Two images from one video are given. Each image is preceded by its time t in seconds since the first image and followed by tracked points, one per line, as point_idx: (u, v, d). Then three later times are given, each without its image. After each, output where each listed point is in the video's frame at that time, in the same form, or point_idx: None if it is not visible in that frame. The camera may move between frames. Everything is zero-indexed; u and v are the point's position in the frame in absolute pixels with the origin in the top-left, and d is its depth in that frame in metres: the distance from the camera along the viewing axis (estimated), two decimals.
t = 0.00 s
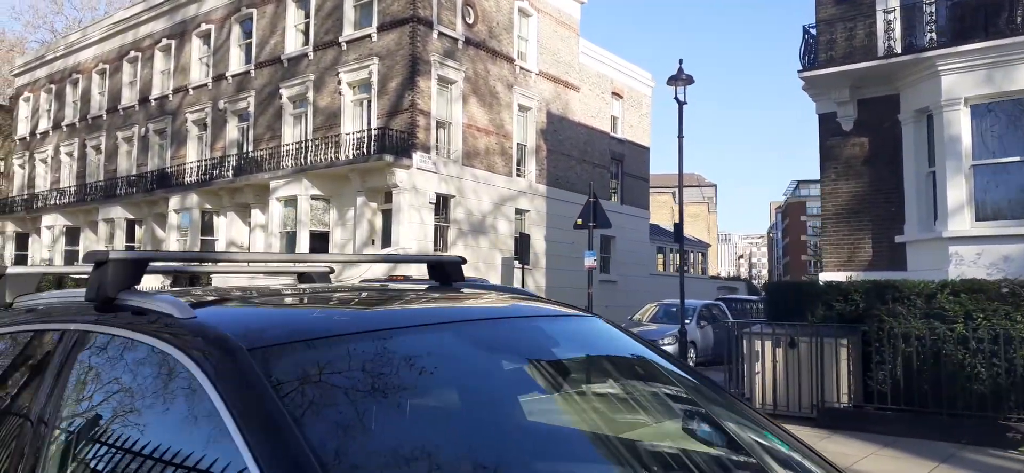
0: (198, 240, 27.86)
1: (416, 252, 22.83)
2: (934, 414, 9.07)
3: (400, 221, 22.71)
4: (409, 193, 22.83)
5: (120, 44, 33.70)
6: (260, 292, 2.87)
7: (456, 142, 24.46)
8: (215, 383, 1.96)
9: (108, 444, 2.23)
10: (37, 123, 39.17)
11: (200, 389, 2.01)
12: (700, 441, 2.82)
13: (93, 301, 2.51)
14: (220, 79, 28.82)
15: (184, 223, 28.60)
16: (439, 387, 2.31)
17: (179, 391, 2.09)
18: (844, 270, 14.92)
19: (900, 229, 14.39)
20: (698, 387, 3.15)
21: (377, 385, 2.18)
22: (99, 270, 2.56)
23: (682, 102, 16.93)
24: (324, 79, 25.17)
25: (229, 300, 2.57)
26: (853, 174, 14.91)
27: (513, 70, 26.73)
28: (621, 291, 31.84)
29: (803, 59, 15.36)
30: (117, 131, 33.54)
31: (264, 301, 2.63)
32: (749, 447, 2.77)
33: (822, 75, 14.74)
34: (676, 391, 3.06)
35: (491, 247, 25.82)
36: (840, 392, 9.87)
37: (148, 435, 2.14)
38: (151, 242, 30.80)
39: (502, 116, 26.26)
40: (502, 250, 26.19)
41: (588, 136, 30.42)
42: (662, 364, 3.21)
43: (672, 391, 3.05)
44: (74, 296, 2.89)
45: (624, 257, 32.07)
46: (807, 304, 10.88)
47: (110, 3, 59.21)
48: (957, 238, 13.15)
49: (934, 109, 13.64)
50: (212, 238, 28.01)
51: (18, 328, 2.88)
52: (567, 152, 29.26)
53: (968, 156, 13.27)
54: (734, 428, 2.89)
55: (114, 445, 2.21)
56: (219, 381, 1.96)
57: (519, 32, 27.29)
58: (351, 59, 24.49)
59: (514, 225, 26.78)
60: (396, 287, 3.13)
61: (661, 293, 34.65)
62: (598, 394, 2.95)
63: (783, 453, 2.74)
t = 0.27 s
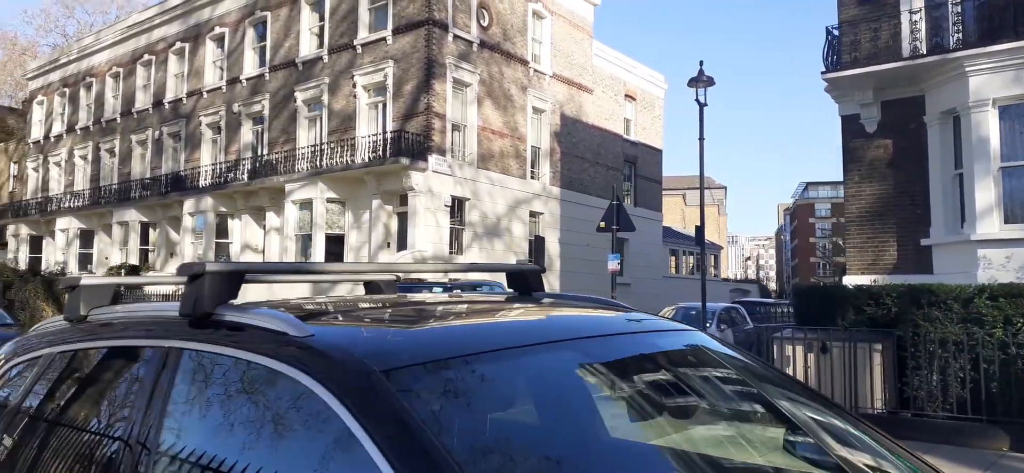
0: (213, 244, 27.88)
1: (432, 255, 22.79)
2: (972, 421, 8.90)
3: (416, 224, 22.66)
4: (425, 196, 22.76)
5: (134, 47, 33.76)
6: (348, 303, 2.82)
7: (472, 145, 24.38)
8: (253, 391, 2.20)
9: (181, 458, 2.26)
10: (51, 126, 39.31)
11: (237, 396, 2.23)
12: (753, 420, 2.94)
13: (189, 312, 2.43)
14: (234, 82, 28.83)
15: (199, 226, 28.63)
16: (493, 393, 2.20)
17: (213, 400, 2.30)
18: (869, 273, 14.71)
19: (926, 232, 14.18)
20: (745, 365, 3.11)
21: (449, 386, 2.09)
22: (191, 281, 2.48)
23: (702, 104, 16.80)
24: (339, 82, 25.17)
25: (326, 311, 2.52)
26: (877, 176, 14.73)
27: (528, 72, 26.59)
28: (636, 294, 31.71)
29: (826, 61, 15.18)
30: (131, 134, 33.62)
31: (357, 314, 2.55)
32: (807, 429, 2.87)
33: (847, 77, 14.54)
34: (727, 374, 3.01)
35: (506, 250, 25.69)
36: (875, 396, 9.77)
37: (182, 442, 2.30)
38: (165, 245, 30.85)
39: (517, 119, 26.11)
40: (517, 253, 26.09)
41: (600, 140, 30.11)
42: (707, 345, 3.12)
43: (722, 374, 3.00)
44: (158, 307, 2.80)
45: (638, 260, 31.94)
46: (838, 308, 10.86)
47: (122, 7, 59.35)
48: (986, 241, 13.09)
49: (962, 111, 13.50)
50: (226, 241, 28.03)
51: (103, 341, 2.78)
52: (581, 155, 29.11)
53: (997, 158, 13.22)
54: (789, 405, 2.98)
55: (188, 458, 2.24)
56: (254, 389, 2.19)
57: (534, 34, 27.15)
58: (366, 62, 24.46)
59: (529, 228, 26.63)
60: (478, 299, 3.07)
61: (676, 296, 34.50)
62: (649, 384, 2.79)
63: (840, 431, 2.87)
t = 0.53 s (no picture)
0: (226, 247, 27.81)
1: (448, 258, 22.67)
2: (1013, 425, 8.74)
3: (432, 228, 22.54)
4: (441, 199, 22.65)
5: (146, 51, 33.75)
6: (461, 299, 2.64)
7: (487, 148, 24.23)
8: (288, 387, 2.14)
9: None
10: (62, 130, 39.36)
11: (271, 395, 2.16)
12: (817, 391, 2.41)
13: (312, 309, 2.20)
14: (247, 85, 28.78)
15: (212, 230, 28.57)
16: (628, 395, 1.88)
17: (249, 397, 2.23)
18: (896, 276, 14.52)
19: (956, 234, 13.96)
20: (803, 337, 2.67)
21: (571, 378, 1.82)
22: (304, 278, 2.27)
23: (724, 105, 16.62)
24: (353, 85, 25.09)
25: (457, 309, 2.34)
26: (904, 178, 14.51)
27: (542, 74, 26.41)
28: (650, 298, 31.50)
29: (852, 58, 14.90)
30: (143, 138, 33.59)
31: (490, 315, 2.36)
32: (875, 398, 2.57)
33: (873, 77, 14.34)
34: (791, 351, 2.49)
35: (521, 253, 25.50)
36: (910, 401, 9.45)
37: (221, 438, 2.23)
38: (178, 249, 30.78)
39: (532, 121, 25.96)
40: (532, 256, 25.92)
41: (616, 141, 29.99)
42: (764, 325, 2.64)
43: (787, 353, 2.47)
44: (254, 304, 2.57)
45: (652, 263, 31.73)
46: (871, 312, 10.70)
47: (131, 11, 59.53)
48: (1018, 243, 12.87)
49: (992, 111, 13.37)
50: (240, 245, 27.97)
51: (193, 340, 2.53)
52: (596, 157, 28.91)
53: None
54: (854, 375, 2.63)
55: None
56: (291, 387, 2.13)
57: (548, 36, 27.00)
58: (380, 65, 24.38)
59: (544, 231, 26.42)
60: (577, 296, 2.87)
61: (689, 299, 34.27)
62: (715, 372, 2.17)
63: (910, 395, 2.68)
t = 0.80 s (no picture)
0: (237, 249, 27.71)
1: (460, 260, 22.54)
2: None
3: (444, 230, 22.41)
4: (453, 201, 22.55)
5: (156, 53, 33.68)
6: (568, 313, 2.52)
7: (499, 150, 24.09)
8: (331, 399, 2.22)
9: None
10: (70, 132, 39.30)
11: (317, 407, 2.26)
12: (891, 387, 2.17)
13: (439, 328, 2.06)
14: (258, 87, 28.70)
15: (222, 232, 28.46)
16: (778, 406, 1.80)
17: (296, 411, 2.32)
18: (919, 279, 14.34)
19: (981, 237, 13.78)
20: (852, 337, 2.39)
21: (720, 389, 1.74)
22: (425, 290, 2.14)
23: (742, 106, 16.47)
24: (364, 87, 25.01)
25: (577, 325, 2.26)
26: (927, 179, 14.34)
27: (554, 76, 26.25)
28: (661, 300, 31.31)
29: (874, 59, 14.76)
30: (152, 140, 33.51)
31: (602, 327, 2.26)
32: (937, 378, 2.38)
33: (896, 78, 14.18)
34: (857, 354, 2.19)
35: (533, 255, 25.35)
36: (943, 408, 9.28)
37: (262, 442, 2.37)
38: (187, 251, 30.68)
39: (543, 123, 25.79)
40: (543, 258, 25.74)
41: (627, 142, 29.86)
42: (817, 334, 2.33)
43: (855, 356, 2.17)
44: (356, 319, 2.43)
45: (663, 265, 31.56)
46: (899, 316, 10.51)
47: (138, 13, 59.49)
48: None
49: (1018, 112, 13.19)
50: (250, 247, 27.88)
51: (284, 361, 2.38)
52: (607, 159, 28.74)
53: None
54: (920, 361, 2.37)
55: None
56: (334, 398, 2.22)
57: (560, 37, 26.84)
58: (392, 66, 24.30)
59: (555, 233, 26.23)
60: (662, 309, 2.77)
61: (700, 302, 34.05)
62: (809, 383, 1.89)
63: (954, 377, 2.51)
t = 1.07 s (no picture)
0: (245, 249, 27.60)
1: (471, 260, 22.42)
2: None
3: (455, 229, 22.27)
4: (464, 200, 22.41)
5: (163, 53, 33.59)
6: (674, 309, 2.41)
7: (509, 148, 23.90)
8: (367, 400, 2.19)
9: None
10: (76, 132, 39.22)
11: (351, 407, 2.21)
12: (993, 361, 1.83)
13: (577, 324, 1.89)
14: (266, 86, 28.58)
15: (230, 232, 28.35)
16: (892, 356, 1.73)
17: (330, 412, 2.24)
18: (940, 278, 14.18)
19: (1004, 235, 13.59)
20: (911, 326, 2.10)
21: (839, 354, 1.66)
22: (553, 284, 1.97)
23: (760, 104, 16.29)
24: (374, 86, 24.90)
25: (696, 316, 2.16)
26: (948, 177, 14.20)
27: (564, 74, 26.07)
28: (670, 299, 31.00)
29: (895, 54, 14.67)
30: (159, 140, 33.41)
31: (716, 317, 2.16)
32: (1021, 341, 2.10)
33: (918, 74, 14.01)
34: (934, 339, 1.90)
35: (543, 255, 25.17)
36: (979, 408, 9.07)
37: (289, 441, 2.28)
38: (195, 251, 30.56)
39: (554, 121, 25.59)
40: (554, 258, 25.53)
41: (637, 141, 29.68)
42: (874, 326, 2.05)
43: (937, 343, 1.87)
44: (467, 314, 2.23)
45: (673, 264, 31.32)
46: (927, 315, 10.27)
47: (142, 13, 59.43)
48: None
49: None
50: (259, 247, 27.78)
51: (349, 361, 2.23)
52: (617, 157, 28.55)
53: None
54: (998, 343, 2.01)
55: None
56: (368, 397, 2.19)
57: (570, 35, 26.67)
58: (402, 65, 24.19)
59: (566, 233, 26.02)
60: (748, 304, 2.68)
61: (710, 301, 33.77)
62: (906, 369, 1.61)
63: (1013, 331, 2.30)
